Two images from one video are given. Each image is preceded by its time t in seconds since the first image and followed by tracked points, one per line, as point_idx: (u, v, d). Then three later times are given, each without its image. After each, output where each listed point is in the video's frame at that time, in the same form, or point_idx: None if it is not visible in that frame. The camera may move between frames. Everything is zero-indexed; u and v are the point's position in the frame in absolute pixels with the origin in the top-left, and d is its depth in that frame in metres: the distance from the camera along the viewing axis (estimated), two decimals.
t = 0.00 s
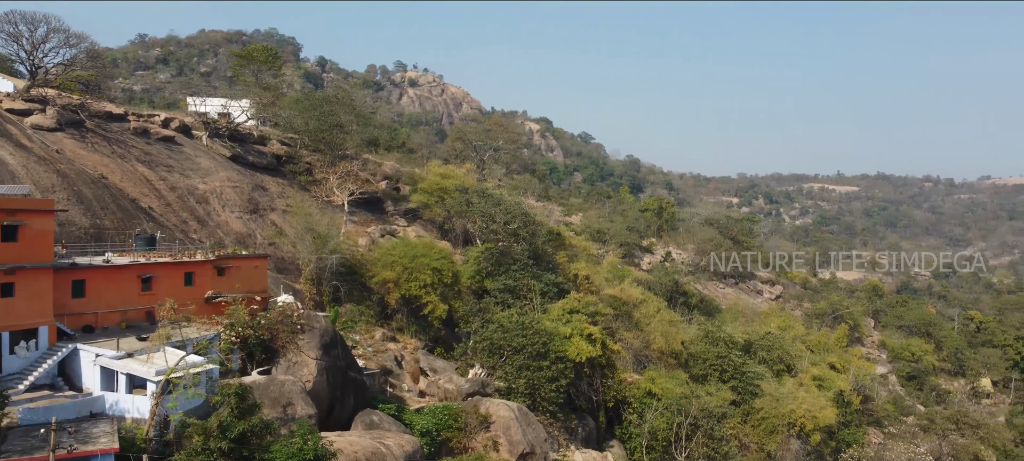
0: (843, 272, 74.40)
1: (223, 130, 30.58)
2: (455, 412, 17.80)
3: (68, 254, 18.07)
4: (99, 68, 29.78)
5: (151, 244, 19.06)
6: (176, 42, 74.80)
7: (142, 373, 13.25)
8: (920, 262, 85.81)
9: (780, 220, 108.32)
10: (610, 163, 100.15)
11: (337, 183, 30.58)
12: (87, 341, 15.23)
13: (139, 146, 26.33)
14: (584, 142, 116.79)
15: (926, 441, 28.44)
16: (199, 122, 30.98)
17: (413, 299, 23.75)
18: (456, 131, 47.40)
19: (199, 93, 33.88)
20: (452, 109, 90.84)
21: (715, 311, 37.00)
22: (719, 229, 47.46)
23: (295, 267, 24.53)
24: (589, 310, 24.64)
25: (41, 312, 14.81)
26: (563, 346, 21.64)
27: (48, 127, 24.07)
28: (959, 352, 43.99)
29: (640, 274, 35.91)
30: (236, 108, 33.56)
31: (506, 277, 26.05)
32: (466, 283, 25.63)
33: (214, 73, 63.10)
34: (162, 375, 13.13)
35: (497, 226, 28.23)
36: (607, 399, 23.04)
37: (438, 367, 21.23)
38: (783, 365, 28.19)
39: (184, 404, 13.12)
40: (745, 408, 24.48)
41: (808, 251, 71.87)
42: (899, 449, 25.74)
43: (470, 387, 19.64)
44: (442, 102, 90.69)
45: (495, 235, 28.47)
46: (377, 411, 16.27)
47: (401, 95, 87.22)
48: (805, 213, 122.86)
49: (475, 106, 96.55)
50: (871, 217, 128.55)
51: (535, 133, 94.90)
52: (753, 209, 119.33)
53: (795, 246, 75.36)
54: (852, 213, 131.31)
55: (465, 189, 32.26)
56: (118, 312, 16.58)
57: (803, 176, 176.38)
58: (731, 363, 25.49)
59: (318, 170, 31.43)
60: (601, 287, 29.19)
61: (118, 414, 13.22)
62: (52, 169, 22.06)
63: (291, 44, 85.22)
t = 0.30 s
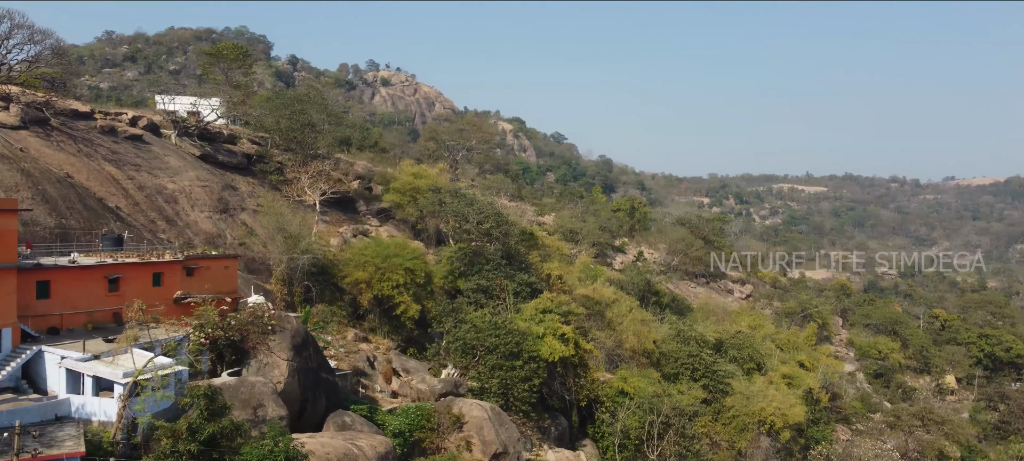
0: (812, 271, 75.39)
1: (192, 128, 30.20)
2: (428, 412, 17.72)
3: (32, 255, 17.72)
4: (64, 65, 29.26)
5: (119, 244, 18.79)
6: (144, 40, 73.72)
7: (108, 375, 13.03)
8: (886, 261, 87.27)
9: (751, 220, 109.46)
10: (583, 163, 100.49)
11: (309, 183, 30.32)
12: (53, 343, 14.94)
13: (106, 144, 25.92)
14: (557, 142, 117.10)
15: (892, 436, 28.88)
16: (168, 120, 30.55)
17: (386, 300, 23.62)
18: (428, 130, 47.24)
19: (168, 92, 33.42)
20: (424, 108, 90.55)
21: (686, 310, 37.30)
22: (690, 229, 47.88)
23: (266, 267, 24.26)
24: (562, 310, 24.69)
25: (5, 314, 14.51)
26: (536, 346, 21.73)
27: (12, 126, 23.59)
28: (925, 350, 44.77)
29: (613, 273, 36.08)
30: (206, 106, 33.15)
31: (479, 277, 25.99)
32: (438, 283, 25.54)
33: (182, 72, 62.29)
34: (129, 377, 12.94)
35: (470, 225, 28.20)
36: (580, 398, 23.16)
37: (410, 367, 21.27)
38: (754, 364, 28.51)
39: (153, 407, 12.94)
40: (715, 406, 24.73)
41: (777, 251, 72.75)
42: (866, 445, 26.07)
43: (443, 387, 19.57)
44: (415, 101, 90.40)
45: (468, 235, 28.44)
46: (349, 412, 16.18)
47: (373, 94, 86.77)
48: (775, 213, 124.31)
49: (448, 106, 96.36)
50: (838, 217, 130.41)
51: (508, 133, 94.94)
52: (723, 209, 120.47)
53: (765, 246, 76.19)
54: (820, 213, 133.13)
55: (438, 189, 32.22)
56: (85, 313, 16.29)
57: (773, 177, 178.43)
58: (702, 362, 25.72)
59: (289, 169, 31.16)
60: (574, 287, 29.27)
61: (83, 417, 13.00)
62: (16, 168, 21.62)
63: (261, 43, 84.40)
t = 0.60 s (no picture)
0: (781, 271, 76.26)
1: (160, 127, 29.77)
2: (400, 413, 17.66)
3: None
4: (28, 62, 28.71)
5: (84, 244, 18.49)
6: (110, 36, 72.54)
7: (73, 377, 12.78)
8: (853, 260, 88.60)
9: (721, 220, 110.49)
10: (555, 163, 100.76)
11: (279, 182, 30.02)
12: (16, 345, 14.62)
13: (71, 143, 25.45)
14: (529, 142, 117.29)
15: (860, 433, 29.30)
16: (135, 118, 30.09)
17: (357, 300, 23.47)
18: (401, 129, 47.02)
19: (135, 90, 32.92)
20: (396, 108, 90.23)
21: (658, 309, 37.59)
22: (662, 229, 48.26)
23: (236, 267, 23.98)
24: (534, 309, 24.74)
25: None
26: (508, 345, 21.77)
27: None
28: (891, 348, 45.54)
29: (585, 273, 36.23)
30: (174, 104, 32.70)
31: (452, 277, 25.92)
32: (411, 283, 25.43)
33: (150, 69, 61.41)
34: (95, 379, 12.71)
35: (442, 225, 28.16)
36: (552, 397, 23.24)
37: (383, 368, 21.15)
38: (724, 362, 28.80)
39: (119, 409, 12.74)
40: (686, 405, 24.97)
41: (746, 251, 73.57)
42: (834, 442, 26.20)
43: (415, 388, 19.50)
44: (387, 100, 89.97)
45: (441, 235, 28.40)
46: (320, 413, 16.08)
47: (345, 94, 86.21)
48: (745, 213, 125.62)
49: (421, 105, 96.07)
50: (807, 217, 132.07)
51: (481, 133, 94.87)
52: (694, 209, 121.42)
53: (734, 245, 77.00)
54: (789, 213, 134.75)
55: (411, 189, 32.15)
56: (50, 315, 15.98)
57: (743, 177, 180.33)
58: (673, 361, 25.96)
59: (260, 169, 30.86)
60: (546, 286, 29.33)
61: (48, 421, 12.78)
62: None
63: (231, 40, 83.49)
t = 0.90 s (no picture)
0: (750, 270, 77.08)
1: (126, 125, 29.31)
2: (371, 413, 17.56)
3: None
4: None
5: (48, 245, 18.15)
6: (75, 33, 71.31)
7: (37, 380, 12.47)
8: (820, 260, 89.89)
9: (691, 220, 111.44)
10: (527, 162, 100.96)
11: (249, 181, 29.71)
12: None
13: (34, 141, 24.97)
14: (501, 141, 117.38)
15: (827, 430, 29.73)
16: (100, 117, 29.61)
17: (328, 300, 23.28)
18: (372, 128, 46.72)
19: (100, 87, 32.40)
20: (368, 107, 89.80)
21: (629, 309, 37.84)
22: (633, 229, 48.57)
23: (204, 268, 23.68)
24: (506, 309, 24.76)
25: None
26: (480, 345, 21.77)
27: None
28: (857, 346, 46.26)
29: (557, 272, 36.33)
30: (141, 102, 32.23)
31: (423, 277, 25.81)
32: (382, 283, 25.28)
33: (116, 67, 60.47)
34: (59, 382, 12.42)
35: (414, 225, 28.08)
36: (524, 397, 23.29)
37: (354, 368, 21.02)
38: (694, 361, 29.08)
39: (84, 412, 12.53)
40: (657, 403, 25.17)
41: (716, 251, 74.29)
42: (802, 439, 26.43)
43: (387, 388, 19.41)
44: (358, 100, 89.45)
45: (412, 235, 28.32)
46: (290, 414, 15.97)
47: (315, 92, 85.54)
48: (714, 213, 126.81)
49: (392, 104, 95.69)
50: (775, 217, 133.64)
51: (452, 132, 94.71)
52: (665, 209, 122.31)
53: (704, 245, 77.75)
54: (758, 213, 136.24)
55: (382, 188, 32.01)
56: (13, 316, 15.66)
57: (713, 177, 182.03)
58: (644, 359, 26.14)
59: (229, 168, 30.53)
60: (518, 286, 29.35)
61: (10, 424, 12.53)
62: None
63: (200, 38, 82.49)
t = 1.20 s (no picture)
0: (715, 269, 77.89)
1: (87, 123, 28.66)
2: (338, 414, 17.43)
3: None
4: None
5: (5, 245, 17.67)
6: (32, 28, 69.77)
7: None
8: (784, 259, 91.19)
9: (658, 220, 112.34)
10: (495, 162, 100.98)
11: (213, 181, 29.35)
12: None
13: None
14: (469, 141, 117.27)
15: (791, 427, 30.18)
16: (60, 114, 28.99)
17: (294, 300, 23.03)
18: (339, 127, 46.23)
19: (59, 84, 31.73)
20: (334, 106, 89.12)
21: (596, 308, 38.05)
22: (600, 229, 48.81)
23: (167, 268, 23.31)
24: (473, 309, 24.75)
25: None
26: (447, 345, 21.76)
27: None
28: (820, 344, 47.00)
29: (525, 272, 36.38)
30: (101, 100, 31.64)
31: (391, 277, 25.65)
32: (349, 284, 25.04)
33: (75, 63, 59.26)
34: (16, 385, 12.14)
35: (381, 224, 27.96)
36: (492, 397, 23.31)
37: (320, 369, 20.85)
38: (660, 359, 29.35)
39: (41, 416, 12.28)
40: (624, 402, 25.44)
41: (682, 250, 74.98)
42: (766, 435, 26.69)
43: (353, 389, 19.30)
44: (324, 99, 88.77)
45: (379, 235, 28.17)
46: (255, 416, 15.83)
47: (281, 90, 84.60)
48: (680, 213, 127.95)
49: (359, 103, 95.10)
50: (740, 217, 135.24)
51: (420, 132, 94.32)
52: (632, 209, 123.13)
53: (671, 245, 78.40)
54: (723, 213, 137.77)
55: (349, 188, 31.80)
56: None
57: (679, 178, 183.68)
58: (610, 358, 26.39)
59: (192, 167, 30.11)
60: (486, 286, 29.31)
61: None
62: None
63: (162, 35, 81.19)
